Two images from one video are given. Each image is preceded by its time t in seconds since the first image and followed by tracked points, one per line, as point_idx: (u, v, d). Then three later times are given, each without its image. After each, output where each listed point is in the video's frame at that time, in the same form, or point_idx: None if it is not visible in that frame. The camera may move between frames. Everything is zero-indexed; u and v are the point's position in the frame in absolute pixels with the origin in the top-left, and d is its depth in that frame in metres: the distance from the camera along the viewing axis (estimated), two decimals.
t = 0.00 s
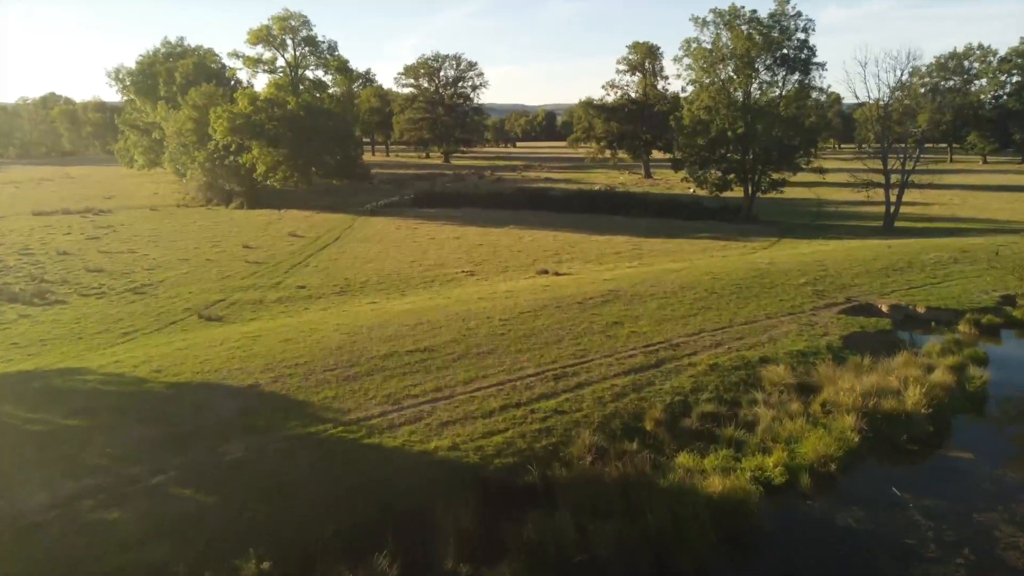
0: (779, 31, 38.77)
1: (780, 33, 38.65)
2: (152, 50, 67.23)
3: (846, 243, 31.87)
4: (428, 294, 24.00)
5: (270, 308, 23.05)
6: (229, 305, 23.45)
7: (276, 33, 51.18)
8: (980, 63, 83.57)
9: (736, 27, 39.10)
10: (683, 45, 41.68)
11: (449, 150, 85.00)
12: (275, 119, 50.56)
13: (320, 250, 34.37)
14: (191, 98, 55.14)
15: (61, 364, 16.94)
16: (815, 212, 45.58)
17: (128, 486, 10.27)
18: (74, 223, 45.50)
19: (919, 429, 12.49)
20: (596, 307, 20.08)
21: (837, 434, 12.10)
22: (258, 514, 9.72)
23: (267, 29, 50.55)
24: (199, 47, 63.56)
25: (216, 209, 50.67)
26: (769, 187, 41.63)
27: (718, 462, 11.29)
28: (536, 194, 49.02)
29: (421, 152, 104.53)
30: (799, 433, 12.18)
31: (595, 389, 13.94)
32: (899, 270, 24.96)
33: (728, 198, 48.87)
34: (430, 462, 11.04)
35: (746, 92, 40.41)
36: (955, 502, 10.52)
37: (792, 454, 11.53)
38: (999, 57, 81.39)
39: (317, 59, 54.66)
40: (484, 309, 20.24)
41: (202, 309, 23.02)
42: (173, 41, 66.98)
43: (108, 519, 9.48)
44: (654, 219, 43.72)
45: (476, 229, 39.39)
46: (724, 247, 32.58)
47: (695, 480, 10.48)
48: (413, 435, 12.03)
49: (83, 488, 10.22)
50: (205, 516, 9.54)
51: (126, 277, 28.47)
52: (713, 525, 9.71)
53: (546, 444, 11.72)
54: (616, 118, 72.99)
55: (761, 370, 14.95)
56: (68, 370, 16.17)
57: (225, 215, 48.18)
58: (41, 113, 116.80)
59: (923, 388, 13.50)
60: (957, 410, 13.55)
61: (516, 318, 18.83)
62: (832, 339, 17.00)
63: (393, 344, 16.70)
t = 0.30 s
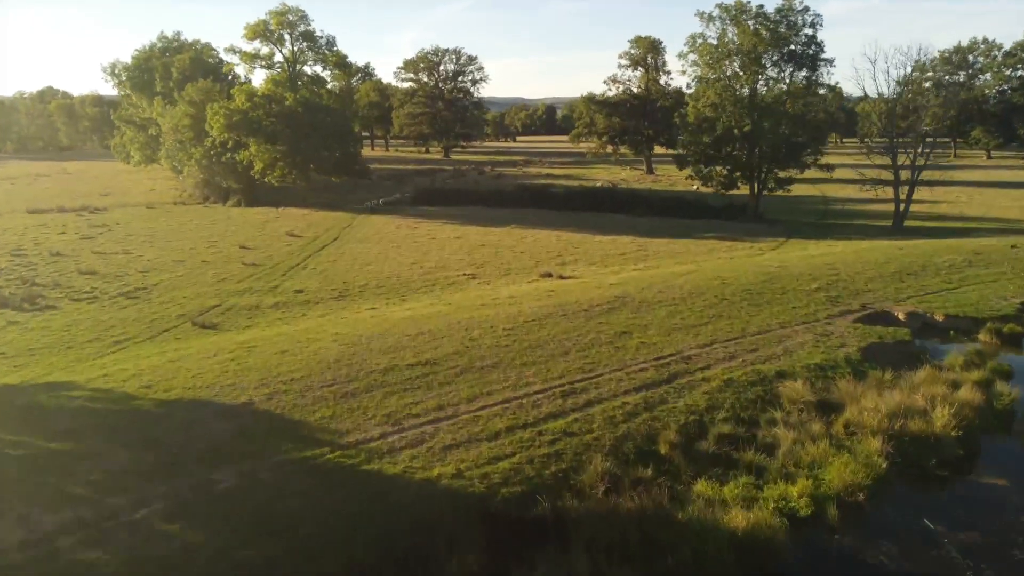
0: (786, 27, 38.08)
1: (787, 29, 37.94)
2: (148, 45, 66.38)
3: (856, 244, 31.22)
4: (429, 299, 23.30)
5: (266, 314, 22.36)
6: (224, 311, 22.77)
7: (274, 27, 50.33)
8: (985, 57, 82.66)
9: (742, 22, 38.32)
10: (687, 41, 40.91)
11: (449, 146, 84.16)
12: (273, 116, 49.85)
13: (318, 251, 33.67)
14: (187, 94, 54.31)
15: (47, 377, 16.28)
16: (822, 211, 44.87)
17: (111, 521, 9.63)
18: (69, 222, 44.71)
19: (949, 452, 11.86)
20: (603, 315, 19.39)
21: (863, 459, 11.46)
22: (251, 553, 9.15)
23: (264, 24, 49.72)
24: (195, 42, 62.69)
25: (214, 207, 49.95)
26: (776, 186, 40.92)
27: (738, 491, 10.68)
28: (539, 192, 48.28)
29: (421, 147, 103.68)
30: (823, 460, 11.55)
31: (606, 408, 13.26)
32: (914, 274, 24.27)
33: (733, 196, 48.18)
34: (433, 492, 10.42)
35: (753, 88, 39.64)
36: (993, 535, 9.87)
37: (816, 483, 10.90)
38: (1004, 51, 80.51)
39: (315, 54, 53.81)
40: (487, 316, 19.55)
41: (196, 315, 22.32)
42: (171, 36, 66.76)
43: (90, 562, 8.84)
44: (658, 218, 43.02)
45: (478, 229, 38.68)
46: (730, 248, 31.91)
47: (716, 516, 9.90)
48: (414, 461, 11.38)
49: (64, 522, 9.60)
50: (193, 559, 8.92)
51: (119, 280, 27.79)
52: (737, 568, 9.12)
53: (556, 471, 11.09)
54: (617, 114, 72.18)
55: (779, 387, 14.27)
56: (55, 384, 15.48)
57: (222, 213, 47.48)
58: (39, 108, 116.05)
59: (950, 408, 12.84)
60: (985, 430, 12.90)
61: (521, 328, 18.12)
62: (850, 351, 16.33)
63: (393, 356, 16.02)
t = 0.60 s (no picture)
0: (792, 22, 37.31)
1: (793, 24, 37.19)
2: (144, 40, 65.65)
3: (864, 245, 30.65)
4: (429, 304, 22.73)
5: (262, 320, 21.78)
6: (219, 317, 22.22)
7: (271, 23, 49.57)
8: (990, 52, 81.85)
9: (748, 18, 37.60)
10: (692, 37, 40.21)
11: (449, 141, 83.48)
12: (270, 113, 49.25)
13: (316, 252, 33.11)
14: (184, 90, 53.62)
15: (35, 389, 15.74)
16: (828, 209, 44.32)
17: (94, 556, 9.12)
18: (64, 221, 44.10)
19: (977, 475, 11.32)
20: (609, 323, 18.80)
21: (887, 484, 10.94)
22: None
23: (261, 20, 48.96)
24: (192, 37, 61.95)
25: (211, 204, 49.39)
26: (783, 185, 40.33)
27: (757, 521, 10.19)
28: (541, 190, 47.69)
29: (421, 143, 102.98)
30: (846, 484, 11.01)
31: (616, 425, 12.69)
32: (927, 278, 23.70)
33: (737, 194, 47.61)
34: (437, 522, 9.90)
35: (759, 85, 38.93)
36: None
37: (840, 511, 10.37)
38: (1010, 46, 79.64)
39: (314, 50, 53.06)
40: (490, 324, 18.95)
41: (190, 321, 21.74)
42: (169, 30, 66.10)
43: None
44: (662, 217, 42.47)
45: (479, 229, 38.11)
46: (736, 249, 31.36)
47: (737, 551, 9.39)
48: (415, 485, 10.81)
49: (45, 557, 9.09)
50: None
51: (113, 283, 27.25)
52: None
53: (565, 497, 10.54)
54: (619, 109, 71.46)
55: (795, 402, 13.72)
56: (41, 397, 14.91)
57: (219, 211, 46.91)
58: (37, 102, 115.33)
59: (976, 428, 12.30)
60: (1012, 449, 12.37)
61: (525, 337, 17.55)
62: (867, 362, 15.77)
63: (393, 369, 15.44)
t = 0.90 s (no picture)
0: (800, 18, 36.48)
1: (801, 20, 36.36)
2: (140, 35, 64.73)
3: (875, 247, 29.96)
4: (430, 311, 22.04)
5: (258, 328, 21.09)
6: (213, 324, 21.53)
7: (269, 18, 48.70)
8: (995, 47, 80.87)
9: (755, 14, 36.80)
10: (697, 34, 39.39)
11: (449, 136, 82.61)
12: (268, 109, 48.54)
13: (314, 253, 32.42)
14: (180, 86, 52.75)
15: (19, 406, 15.08)
16: (834, 208, 43.63)
17: None
18: (58, 219, 43.40)
19: (1014, 507, 10.70)
20: (617, 333, 18.10)
21: (919, 517, 10.35)
22: None
23: (259, 14, 48.09)
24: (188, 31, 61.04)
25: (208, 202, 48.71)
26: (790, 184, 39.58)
27: (781, 560, 9.66)
28: (542, 188, 46.94)
29: (420, 138, 102.10)
30: (875, 517, 10.42)
31: (628, 449, 12.02)
32: (943, 283, 23.03)
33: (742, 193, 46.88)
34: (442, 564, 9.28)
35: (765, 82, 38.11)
36: None
37: (870, 549, 9.79)
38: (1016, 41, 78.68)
39: (312, 46, 52.22)
40: (493, 334, 18.25)
41: (183, 330, 21.06)
42: (165, 25, 65.33)
43: None
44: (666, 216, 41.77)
45: (480, 229, 37.44)
46: (743, 250, 30.69)
47: None
48: (418, 521, 10.15)
49: None
50: None
51: (105, 287, 26.57)
52: None
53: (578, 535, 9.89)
54: (621, 104, 70.59)
55: (815, 422, 13.05)
56: (25, 416, 14.24)
57: (216, 209, 46.17)
58: (33, 96, 114.49)
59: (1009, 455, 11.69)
60: None
61: (530, 350, 16.85)
62: (888, 377, 15.11)
63: (393, 386, 14.74)
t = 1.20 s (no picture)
0: (807, 14, 35.71)
1: (808, 17, 35.61)
2: (136, 30, 63.94)
3: (885, 250, 29.38)
4: (431, 318, 21.45)
5: (254, 336, 20.46)
6: (208, 332, 20.96)
7: (266, 14, 47.92)
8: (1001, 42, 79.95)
9: (762, 11, 36.08)
10: (702, 31, 38.64)
11: (449, 132, 81.87)
12: (266, 106, 47.95)
13: (313, 255, 31.86)
14: (177, 83, 52.00)
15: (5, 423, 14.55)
16: (840, 207, 43.01)
17: None
18: (53, 218, 42.80)
19: None
20: (625, 344, 17.47)
21: (950, 552, 10.02)
22: None
23: (256, 10, 47.30)
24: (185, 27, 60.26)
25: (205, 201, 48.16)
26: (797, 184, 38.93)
27: None
28: (545, 186, 46.30)
29: (420, 133, 101.35)
30: (903, 552, 10.10)
31: (640, 474, 11.44)
32: (959, 289, 22.44)
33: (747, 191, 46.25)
34: None
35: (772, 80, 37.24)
36: None
37: None
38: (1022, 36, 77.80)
39: (310, 42, 51.45)
40: (497, 345, 17.64)
41: (178, 338, 20.44)
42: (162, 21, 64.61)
43: None
44: (670, 216, 41.18)
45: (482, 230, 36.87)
46: (750, 253, 30.15)
47: None
48: (420, 557, 9.61)
49: None
50: None
51: (99, 291, 26.03)
52: None
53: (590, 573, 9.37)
54: (623, 100, 69.83)
55: (835, 443, 12.48)
56: (10, 434, 13.69)
57: (213, 208, 45.59)
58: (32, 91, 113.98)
59: None
60: None
61: (535, 363, 16.23)
62: (908, 393, 14.55)
63: (393, 402, 14.13)
